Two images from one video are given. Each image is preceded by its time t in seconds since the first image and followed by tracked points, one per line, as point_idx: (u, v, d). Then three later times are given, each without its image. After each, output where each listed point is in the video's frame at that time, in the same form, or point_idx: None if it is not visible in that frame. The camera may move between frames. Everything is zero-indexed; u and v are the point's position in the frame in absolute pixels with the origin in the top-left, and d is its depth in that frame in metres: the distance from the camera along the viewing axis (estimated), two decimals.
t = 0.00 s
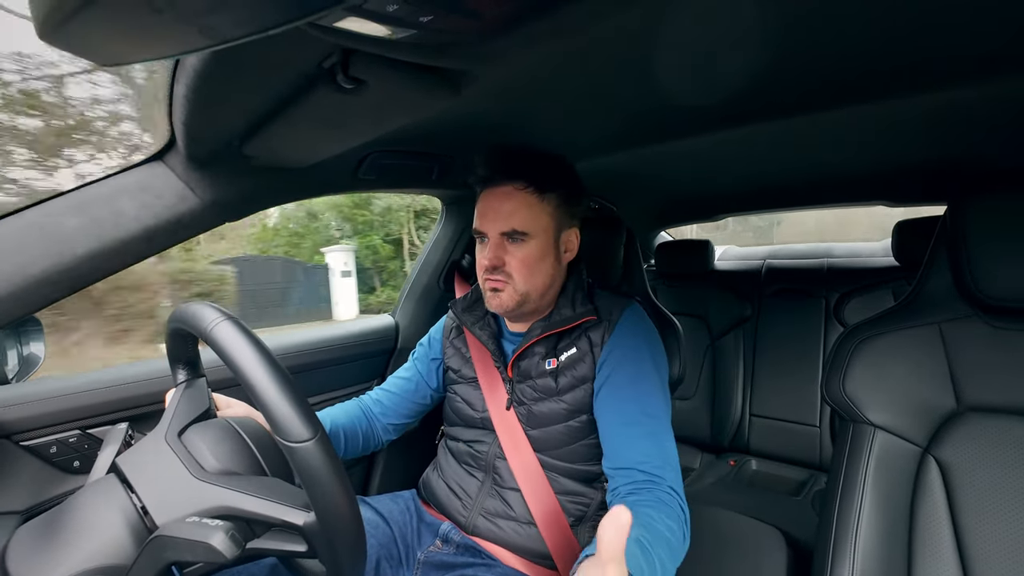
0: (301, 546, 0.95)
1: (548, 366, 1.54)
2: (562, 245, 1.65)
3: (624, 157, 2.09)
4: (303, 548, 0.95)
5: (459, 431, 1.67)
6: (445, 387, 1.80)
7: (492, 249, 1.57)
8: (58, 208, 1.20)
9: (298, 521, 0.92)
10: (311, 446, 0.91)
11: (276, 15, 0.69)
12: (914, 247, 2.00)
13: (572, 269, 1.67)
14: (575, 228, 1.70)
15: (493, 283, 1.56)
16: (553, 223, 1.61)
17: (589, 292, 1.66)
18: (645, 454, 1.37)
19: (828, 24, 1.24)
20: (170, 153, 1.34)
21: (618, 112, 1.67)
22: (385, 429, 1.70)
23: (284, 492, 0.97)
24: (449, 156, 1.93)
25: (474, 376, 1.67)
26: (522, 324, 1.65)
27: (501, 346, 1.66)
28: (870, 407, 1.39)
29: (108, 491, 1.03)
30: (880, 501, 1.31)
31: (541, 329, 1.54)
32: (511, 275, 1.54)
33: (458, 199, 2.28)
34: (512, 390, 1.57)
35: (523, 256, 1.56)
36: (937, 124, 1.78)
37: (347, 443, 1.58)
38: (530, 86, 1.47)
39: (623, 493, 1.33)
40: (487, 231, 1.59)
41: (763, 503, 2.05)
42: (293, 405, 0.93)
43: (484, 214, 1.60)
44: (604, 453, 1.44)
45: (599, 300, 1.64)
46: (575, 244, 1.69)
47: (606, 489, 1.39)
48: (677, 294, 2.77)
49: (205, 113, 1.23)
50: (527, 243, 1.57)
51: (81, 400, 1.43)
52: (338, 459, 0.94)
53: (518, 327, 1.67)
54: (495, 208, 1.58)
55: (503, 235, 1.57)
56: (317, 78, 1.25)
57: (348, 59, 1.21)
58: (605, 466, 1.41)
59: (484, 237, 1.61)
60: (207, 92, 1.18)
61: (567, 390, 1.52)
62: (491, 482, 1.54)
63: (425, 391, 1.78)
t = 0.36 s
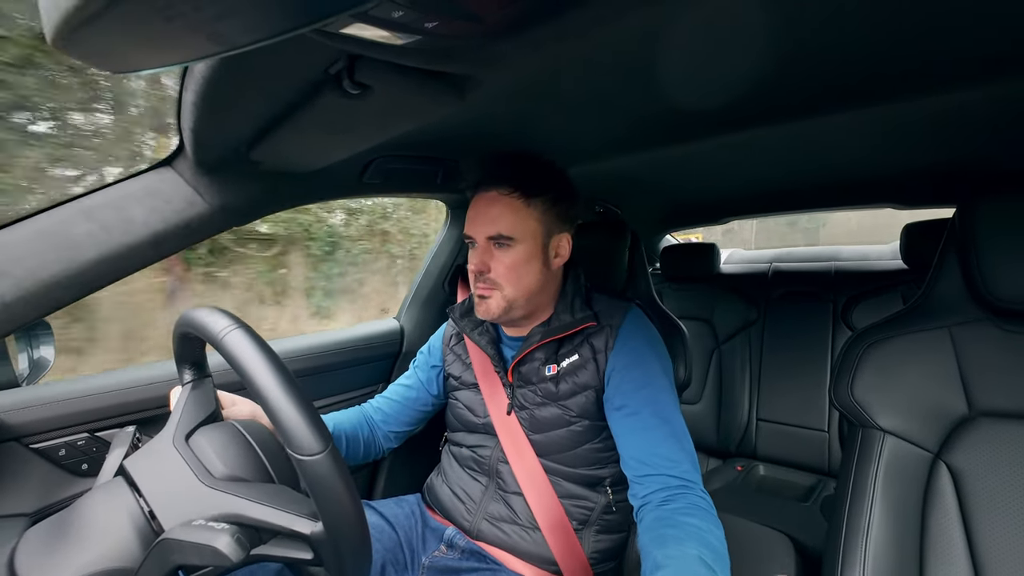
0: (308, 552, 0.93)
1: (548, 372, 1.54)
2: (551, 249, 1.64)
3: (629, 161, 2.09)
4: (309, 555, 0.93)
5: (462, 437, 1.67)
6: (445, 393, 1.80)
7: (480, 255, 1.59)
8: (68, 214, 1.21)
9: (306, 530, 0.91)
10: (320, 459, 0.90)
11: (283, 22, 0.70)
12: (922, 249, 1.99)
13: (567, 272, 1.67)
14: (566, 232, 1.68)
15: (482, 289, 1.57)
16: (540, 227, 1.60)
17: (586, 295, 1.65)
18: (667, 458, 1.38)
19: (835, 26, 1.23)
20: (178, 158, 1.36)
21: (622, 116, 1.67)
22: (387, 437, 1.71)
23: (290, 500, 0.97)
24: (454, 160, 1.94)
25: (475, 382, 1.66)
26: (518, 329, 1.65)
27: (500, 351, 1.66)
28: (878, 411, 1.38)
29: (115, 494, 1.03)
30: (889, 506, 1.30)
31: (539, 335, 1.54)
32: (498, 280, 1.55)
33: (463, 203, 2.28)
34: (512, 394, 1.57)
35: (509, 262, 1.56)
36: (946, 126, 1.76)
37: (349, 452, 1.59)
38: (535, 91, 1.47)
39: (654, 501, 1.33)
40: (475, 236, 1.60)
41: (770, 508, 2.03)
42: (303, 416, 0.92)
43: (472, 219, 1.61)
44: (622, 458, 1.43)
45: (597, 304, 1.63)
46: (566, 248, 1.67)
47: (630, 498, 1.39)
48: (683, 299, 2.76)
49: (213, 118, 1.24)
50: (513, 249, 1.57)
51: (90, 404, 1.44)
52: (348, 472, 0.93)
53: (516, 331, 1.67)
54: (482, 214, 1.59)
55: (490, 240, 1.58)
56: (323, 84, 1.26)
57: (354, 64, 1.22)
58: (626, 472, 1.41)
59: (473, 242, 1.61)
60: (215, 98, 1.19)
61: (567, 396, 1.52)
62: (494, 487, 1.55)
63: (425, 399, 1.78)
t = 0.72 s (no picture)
0: (309, 565, 0.91)
1: (546, 377, 1.54)
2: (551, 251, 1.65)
3: (630, 165, 2.09)
4: (310, 567, 0.91)
5: (461, 441, 1.66)
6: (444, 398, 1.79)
7: (480, 255, 1.59)
8: (70, 219, 1.21)
9: (311, 544, 0.90)
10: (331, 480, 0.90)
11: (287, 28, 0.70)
12: (923, 252, 1.99)
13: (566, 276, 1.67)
14: (564, 234, 1.69)
15: (482, 289, 1.57)
16: (541, 229, 1.62)
17: (585, 299, 1.63)
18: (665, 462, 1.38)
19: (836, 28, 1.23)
20: (180, 163, 1.36)
21: (623, 120, 1.68)
22: (383, 445, 1.72)
23: (294, 514, 0.96)
24: (454, 164, 1.94)
25: (473, 387, 1.66)
26: (517, 332, 1.65)
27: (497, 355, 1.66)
28: (882, 415, 1.38)
29: (116, 500, 1.02)
30: (893, 508, 1.29)
31: (539, 339, 1.53)
32: (499, 280, 1.55)
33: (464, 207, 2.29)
34: (511, 398, 1.56)
35: (509, 262, 1.57)
36: (945, 129, 1.77)
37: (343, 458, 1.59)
38: (536, 95, 1.48)
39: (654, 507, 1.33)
40: (476, 237, 1.60)
41: (774, 513, 2.02)
42: (314, 436, 0.92)
43: (473, 220, 1.61)
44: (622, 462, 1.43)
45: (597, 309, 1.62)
46: (565, 249, 1.69)
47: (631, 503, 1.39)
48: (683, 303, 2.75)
49: (215, 123, 1.25)
50: (514, 249, 1.58)
51: (91, 409, 1.44)
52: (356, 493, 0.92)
53: (514, 336, 1.66)
54: (482, 214, 1.59)
55: (491, 240, 1.58)
56: (324, 89, 1.27)
57: (355, 70, 1.22)
58: (626, 477, 1.41)
59: (473, 243, 1.62)
60: (217, 104, 1.20)
61: (566, 401, 1.51)
62: (494, 491, 1.54)
63: (423, 406, 1.78)
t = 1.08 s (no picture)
0: (307, 561, 0.91)
1: (547, 375, 1.54)
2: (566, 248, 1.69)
3: (628, 163, 2.09)
4: (308, 565, 0.91)
5: (459, 438, 1.66)
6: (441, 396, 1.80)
7: (508, 246, 1.60)
8: (65, 217, 1.21)
9: (308, 540, 0.91)
10: (328, 477, 0.90)
11: (284, 26, 0.70)
12: (920, 251, 2.00)
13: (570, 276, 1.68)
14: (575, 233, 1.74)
15: (510, 279, 1.56)
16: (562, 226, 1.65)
17: (589, 300, 1.65)
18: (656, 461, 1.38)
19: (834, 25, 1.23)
20: (176, 161, 1.36)
21: (621, 118, 1.68)
22: (383, 442, 1.71)
23: (291, 510, 0.96)
24: (452, 163, 1.94)
25: (473, 383, 1.66)
26: (523, 328, 1.67)
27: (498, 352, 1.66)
28: (879, 414, 1.38)
29: (114, 499, 1.02)
30: (890, 506, 1.30)
31: (540, 339, 1.55)
32: (527, 271, 1.57)
33: (462, 206, 2.28)
34: (510, 394, 1.57)
35: (537, 254, 1.59)
36: (942, 128, 1.77)
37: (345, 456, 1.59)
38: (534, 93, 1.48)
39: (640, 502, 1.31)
40: (502, 227, 1.60)
41: (771, 510, 2.03)
42: (312, 432, 0.92)
43: (498, 210, 1.61)
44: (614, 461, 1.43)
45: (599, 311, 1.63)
46: (575, 247, 1.74)
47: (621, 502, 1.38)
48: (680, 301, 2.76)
49: (212, 121, 1.24)
50: (540, 242, 1.60)
51: (87, 408, 1.44)
52: (354, 491, 0.92)
53: (517, 335, 1.68)
54: (508, 205, 1.60)
55: (519, 231, 1.59)
56: (322, 87, 1.26)
57: (352, 67, 1.22)
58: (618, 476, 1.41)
59: (497, 233, 1.61)
60: (213, 102, 1.19)
61: (566, 400, 1.52)
62: (492, 487, 1.54)
63: (422, 403, 1.79)
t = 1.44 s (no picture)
0: (303, 550, 0.93)
1: (550, 373, 1.54)
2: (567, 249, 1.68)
3: (628, 163, 2.09)
4: (304, 552, 0.94)
5: (461, 437, 1.67)
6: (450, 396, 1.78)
7: (503, 249, 1.59)
8: (66, 216, 1.21)
9: (298, 523, 0.90)
10: (310, 446, 0.90)
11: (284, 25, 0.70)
12: (920, 252, 2.00)
13: (574, 277, 1.67)
14: (579, 232, 1.73)
15: (503, 283, 1.56)
16: (560, 228, 1.64)
17: (592, 300, 1.63)
18: (650, 462, 1.39)
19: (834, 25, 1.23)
20: (176, 160, 1.36)
21: (621, 118, 1.68)
22: (406, 453, 1.71)
23: (289, 496, 0.96)
24: (452, 162, 1.94)
25: (476, 382, 1.66)
26: (524, 328, 1.67)
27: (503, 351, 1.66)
28: (878, 413, 1.38)
29: (112, 497, 1.02)
30: (889, 507, 1.30)
31: (544, 338, 1.53)
32: (523, 275, 1.56)
33: (461, 205, 2.28)
34: (514, 393, 1.57)
35: (532, 257, 1.58)
36: (942, 128, 1.77)
37: (365, 474, 1.57)
38: (534, 92, 1.48)
39: (627, 506, 1.34)
40: (497, 230, 1.61)
41: (770, 510, 2.03)
42: (294, 404, 0.92)
43: (493, 213, 1.62)
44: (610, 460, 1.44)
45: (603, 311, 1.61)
46: (579, 247, 1.72)
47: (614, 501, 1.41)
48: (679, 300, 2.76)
49: (212, 119, 1.24)
50: (536, 245, 1.59)
51: (87, 406, 1.44)
52: (338, 461, 0.92)
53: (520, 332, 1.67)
54: (504, 208, 1.60)
55: (513, 234, 1.59)
56: (322, 85, 1.26)
57: (352, 66, 1.22)
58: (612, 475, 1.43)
59: (494, 236, 1.62)
60: (213, 101, 1.19)
61: (569, 398, 1.52)
62: (494, 485, 1.54)
63: (440, 405, 1.77)
